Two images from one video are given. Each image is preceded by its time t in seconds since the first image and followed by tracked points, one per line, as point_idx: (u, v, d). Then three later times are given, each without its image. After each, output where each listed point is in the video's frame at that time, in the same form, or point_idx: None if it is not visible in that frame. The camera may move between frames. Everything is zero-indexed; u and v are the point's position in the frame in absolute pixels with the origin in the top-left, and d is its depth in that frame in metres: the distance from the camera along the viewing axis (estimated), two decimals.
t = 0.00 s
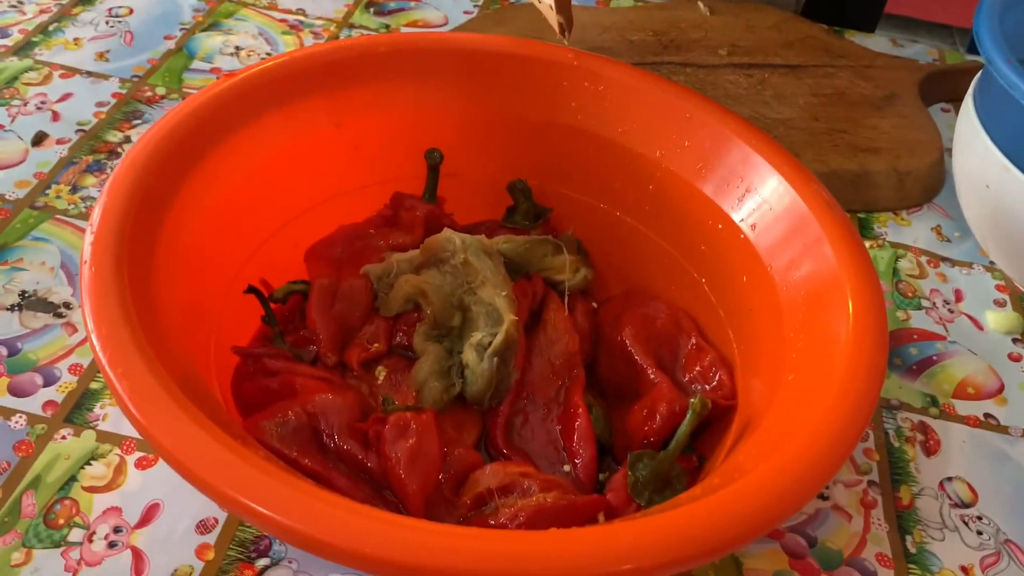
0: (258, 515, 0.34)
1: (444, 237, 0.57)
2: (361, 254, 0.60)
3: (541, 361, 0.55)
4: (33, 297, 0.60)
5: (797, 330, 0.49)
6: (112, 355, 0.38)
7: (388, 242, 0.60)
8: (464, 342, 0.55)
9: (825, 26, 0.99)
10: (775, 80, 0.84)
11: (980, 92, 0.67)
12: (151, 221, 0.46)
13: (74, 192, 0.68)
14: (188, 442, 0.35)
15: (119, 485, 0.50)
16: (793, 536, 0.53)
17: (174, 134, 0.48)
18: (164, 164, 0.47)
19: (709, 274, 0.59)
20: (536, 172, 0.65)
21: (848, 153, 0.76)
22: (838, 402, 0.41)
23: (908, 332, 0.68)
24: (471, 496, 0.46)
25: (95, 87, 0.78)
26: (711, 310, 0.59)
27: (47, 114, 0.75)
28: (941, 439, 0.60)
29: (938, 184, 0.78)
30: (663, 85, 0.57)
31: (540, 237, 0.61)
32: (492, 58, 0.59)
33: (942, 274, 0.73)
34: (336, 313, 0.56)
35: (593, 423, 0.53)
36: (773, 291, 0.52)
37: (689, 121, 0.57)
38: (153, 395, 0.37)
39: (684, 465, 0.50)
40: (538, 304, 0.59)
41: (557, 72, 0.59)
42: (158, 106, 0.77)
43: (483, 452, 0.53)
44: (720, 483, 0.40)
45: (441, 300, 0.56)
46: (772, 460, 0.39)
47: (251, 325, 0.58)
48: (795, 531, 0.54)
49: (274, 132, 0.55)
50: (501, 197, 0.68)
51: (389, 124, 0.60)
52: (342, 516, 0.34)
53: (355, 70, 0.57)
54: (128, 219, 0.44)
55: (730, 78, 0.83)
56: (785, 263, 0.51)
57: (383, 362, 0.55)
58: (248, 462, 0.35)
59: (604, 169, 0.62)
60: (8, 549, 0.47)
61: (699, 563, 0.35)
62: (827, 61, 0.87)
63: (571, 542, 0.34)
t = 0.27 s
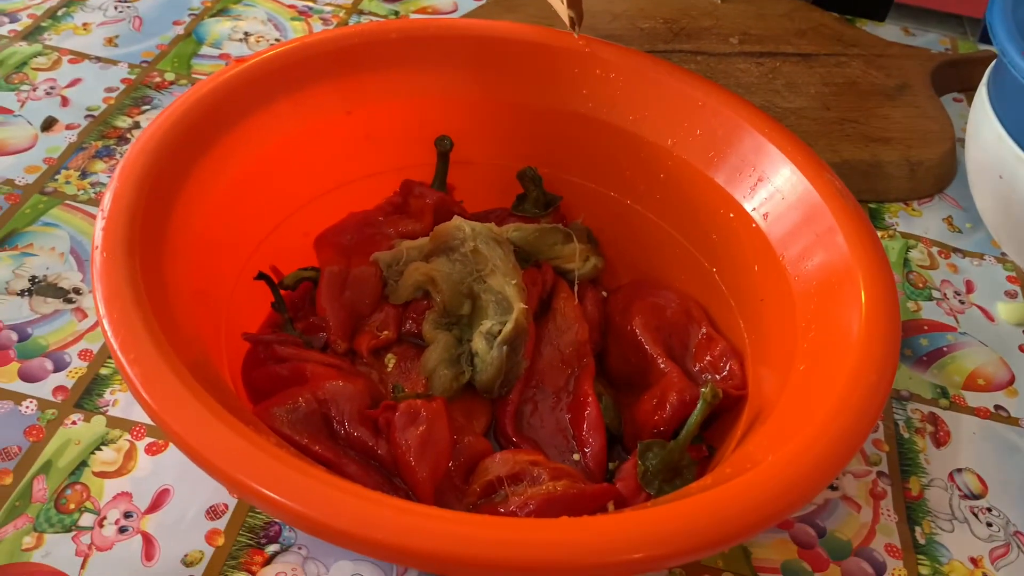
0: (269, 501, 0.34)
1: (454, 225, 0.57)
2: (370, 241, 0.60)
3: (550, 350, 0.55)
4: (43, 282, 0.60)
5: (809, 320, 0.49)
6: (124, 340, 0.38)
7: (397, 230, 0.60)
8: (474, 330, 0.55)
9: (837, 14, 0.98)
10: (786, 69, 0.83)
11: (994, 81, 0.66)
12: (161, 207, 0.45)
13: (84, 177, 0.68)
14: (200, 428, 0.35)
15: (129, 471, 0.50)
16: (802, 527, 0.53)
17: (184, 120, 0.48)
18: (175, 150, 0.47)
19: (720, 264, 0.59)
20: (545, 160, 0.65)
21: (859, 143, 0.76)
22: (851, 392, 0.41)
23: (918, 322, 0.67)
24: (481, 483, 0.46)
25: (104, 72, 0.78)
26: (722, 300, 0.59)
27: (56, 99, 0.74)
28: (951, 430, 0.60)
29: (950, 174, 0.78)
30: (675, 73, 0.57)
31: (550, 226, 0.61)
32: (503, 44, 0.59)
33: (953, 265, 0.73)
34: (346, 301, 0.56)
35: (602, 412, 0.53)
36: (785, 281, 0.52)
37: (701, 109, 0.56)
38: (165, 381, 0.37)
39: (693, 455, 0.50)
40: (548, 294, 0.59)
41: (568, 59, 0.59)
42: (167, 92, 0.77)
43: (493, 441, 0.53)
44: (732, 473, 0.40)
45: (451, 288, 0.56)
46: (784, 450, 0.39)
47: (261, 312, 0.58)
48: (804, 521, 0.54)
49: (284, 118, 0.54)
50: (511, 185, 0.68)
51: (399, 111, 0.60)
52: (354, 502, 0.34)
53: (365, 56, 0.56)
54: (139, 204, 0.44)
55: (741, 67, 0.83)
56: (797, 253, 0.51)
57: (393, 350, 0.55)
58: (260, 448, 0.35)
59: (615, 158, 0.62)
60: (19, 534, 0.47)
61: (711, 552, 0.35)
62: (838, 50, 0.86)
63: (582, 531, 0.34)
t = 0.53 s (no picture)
0: (279, 497, 0.34)
1: (461, 224, 0.57)
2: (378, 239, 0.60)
3: (557, 349, 0.55)
4: (53, 279, 0.61)
5: (816, 321, 0.49)
6: (136, 338, 0.38)
7: (405, 228, 0.60)
8: (481, 329, 0.55)
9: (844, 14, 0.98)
10: (794, 70, 0.83)
11: (1001, 83, 0.66)
12: (172, 206, 0.46)
13: (94, 175, 0.68)
14: (211, 425, 0.36)
15: (139, 467, 0.51)
16: (807, 527, 0.53)
17: (195, 119, 0.48)
18: (186, 149, 0.47)
19: (726, 264, 0.59)
20: (553, 159, 0.65)
21: (866, 144, 0.76)
22: (857, 393, 0.41)
23: (924, 323, 0.67)
24: (488, 482, 0.46)
25: (114, 70, 0.78)
26: (728, 300, 0.59)
27: (66, 96, 0.75)
28: (956, 431, 0.60)
29: (956, 175, 0.78)
30: (683, 74, 0.57)
31: (557, 225, 0.61)
32: (511, 45, 0.59)
33: (959, 266, 0.73)
34: (355, 299, 0.56)
35: (609, 412, 0.53)
36: (792, 281, 0.52)
37: (709, 110, 0.56)
38: (176, 378, 0.37)
39: (700, 455, 0.50)
40: (555, 293, 0.59)
41: (576, 59, 0.59)
42: (176, 90, 0.77)
43: (500, 439, 0.53)
44: (737, 473, 0.40)
45: (458, 287, 0.56)
46: (790, 451, 0.39)
47: (269, 309, 0.58)
48: (809, 521, 0.54)
49: (294, 117, 0.55)
50: (518, 185, 0.68)
51: (407, 110, 0.60)
52: (364, 500, 0.34)
53: (374, 56, 0.57)
54: (150, 203, 0.44)
55: (749, 67, 0.83)
56: (804, 254, 0.51)
57: (401, 348, 0.55)
58: (270, 446, 0.36)
59: (622, 158, 0.62)
60: (30, 529, 0.47)
61: (716, 552, 0.36)
62: (845, 50, 0.86)
63: (590, 530, 0.34)
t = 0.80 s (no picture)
0: (271, 503, 0.34)
1: (457, 229, 0.57)
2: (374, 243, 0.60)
3: (552, 353, 0.55)
4: (50, 283, 0.61)
5: (811, 325, 0.49)
6: (129, 343, 0.38)
7: (401, 232, 0.60)
8: (477, 334, 0.56)
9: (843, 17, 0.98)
10: (792, 73, 0.83)
11: (999, 86, 0.66)
12: (167, 211, 0.46)
13: (91, 179, 0.69)
14: (203, 431, 0.36)
15: (133, 471, 0.51)
16: (802, 531, 0.53)
17: (190, 124, 0.48)
18: (180, 154, 0.47)
19: (722, 268, 0.59)
20: (549, 163, 0.65)
21: (864, 147, 0.76)
22: (851, 398, 0.41)
23: (921, 327, 0.67)
24: (482, 487, 0.46)
25: (112, 74, 0.78)
26: (724, 304, 0.59)
27: (64, 100, 0.75)
28: (953, 435, 0.60)
29: (954, 178, 0.78)
30: (679, 78, 0.57)
31: (552, 229, 0.61)
32: (507, 48, 0.59)
33: (957, 269, 0.73)
34: (350, 303, 0.56)
35: (604, 416, 0.53)
36: (787, 286, 0.52)
37: (705, 113, 0.56)
38: (168, 384, 0.37)
39: (694, 459, 0.50)
40: (550, 297, 0.59)
41: (572, 64, 0.59)
42: (173, 94, 0.77)
43: (495, 444, 0.53)
44: (731, 478, 0.40)
45: (454, 291, 0.56)
46: (784, 456, 0.39)
47: (265, 314, 0.58)
48: (805, 526, 0.54)
49: (289, 121, 0.55)
50: (514, 188, 0.68)
51: (403, 114, 0.60)
52: (355, 506, 0.34)
53: (370, 60, 0.57)
54: (144, 208, 0.44)
55: (747, 70, 0.83)
56: (799, 258, 0.51)
57: (396, 352, 0.55)
58: (261, 452, 0.36)
59: (619, 161, 0.62)
60: (24, 533, 0.47)
61: (709, 557, 0.35)
62: (844, 53, 0.86)
63: (582, 536, 0.34)
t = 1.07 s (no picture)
0: (269, 515, 0.34)
1: (453, 238, 0.57)
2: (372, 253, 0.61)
3: (549, 361, 0.55)
4: (50, 296, 0.61)
5: (805, 331, 0.49)
6: (129, 357, 0.39)
7: (399, 241, 0.61)
8: (474, 342, 0.56)
9: (838, 21, 0.99)
10: (787, 78, 0.83)
11: (992, 90, 0.67)
12: (165, 225, 0.46)
13: (90, 191, 0.69)
14: (202, 443, 0.36)
15: (134, 482, 0.51)
16: (800, 535, 0.54)
17: (187, 137, 0.48)
18: (178, 168, 0.48)
19: (717, 274, 0.59)
20: (545, 171, 0.66)
21: (859, 151, 0.76)
22: (845, 403, 0.41)
23: (917, 330, 0.68)
24: (480, 495, 0.47)
25: (111, 86, 0.79)
26: (720, 310, 0.59)
27: (63, 113, 0.75)
28: (950, 438, 0.60)
29: (950, 182, 0.78)
30: (673, 86, 0.57)
31: (549, 236, 0.62)
32: (502, 59, 0.59)
33: (953, 272, 0.73)
34: (348, 313, 0.56)
35: (601, 423, 0.53)
36: (782, 292, 0.52)
37: (699, 121, 0.57)
38: (168, 397, 0.38)
39: (691, 465, 0.51)
40: (547, 304, 0.59)
41: (567, 73, 0.59)
42: (172, 105, 0.78)
43: (493, 452, 0.53)
44: (726, 485, 0.40)
45: (451, 300, 0.56)
46: (777, 463, 0.39)
47: (264, 324, 0.59)
48: (802, 530, 0.54)
49: (286, 133, 0.55)
50: (511, 196, 0.68)
51: (399, 125, 0.61)
52: (353, 517, 0.34)
53: (365, 72, 0.57)
54: (142, 222, 0.44)
55: (742, 76, 0.83)
56: (794, 265, 0.51)
57: (394, 361, 0.56)
58: (260, 463, 0.36)
59: (614, 169, 0.63)
60: (27, 545, 0.48)
61: (705, 564, 0.36)
62: (838, 58, 0.87)
63: (577, 545, 0.34)
